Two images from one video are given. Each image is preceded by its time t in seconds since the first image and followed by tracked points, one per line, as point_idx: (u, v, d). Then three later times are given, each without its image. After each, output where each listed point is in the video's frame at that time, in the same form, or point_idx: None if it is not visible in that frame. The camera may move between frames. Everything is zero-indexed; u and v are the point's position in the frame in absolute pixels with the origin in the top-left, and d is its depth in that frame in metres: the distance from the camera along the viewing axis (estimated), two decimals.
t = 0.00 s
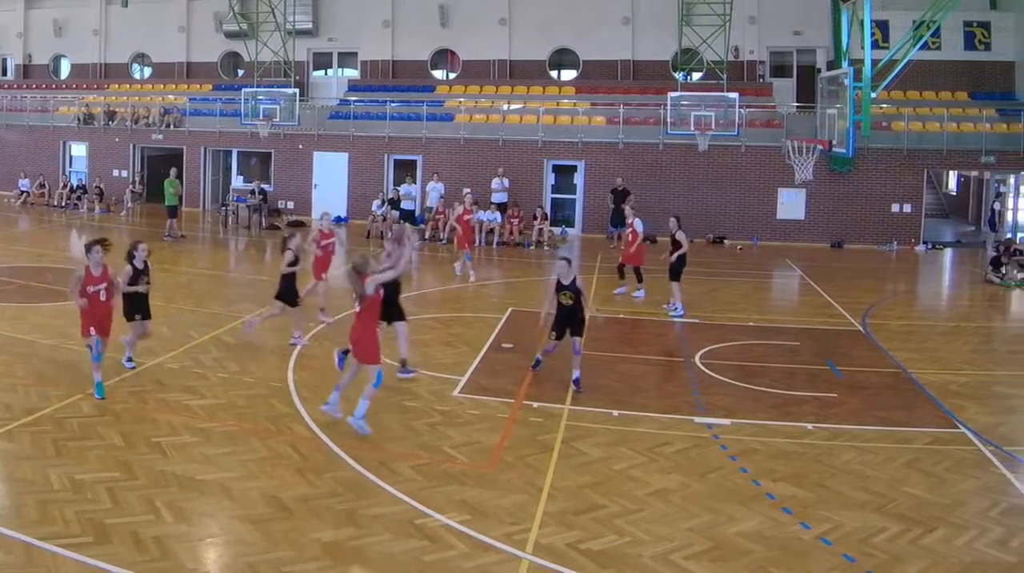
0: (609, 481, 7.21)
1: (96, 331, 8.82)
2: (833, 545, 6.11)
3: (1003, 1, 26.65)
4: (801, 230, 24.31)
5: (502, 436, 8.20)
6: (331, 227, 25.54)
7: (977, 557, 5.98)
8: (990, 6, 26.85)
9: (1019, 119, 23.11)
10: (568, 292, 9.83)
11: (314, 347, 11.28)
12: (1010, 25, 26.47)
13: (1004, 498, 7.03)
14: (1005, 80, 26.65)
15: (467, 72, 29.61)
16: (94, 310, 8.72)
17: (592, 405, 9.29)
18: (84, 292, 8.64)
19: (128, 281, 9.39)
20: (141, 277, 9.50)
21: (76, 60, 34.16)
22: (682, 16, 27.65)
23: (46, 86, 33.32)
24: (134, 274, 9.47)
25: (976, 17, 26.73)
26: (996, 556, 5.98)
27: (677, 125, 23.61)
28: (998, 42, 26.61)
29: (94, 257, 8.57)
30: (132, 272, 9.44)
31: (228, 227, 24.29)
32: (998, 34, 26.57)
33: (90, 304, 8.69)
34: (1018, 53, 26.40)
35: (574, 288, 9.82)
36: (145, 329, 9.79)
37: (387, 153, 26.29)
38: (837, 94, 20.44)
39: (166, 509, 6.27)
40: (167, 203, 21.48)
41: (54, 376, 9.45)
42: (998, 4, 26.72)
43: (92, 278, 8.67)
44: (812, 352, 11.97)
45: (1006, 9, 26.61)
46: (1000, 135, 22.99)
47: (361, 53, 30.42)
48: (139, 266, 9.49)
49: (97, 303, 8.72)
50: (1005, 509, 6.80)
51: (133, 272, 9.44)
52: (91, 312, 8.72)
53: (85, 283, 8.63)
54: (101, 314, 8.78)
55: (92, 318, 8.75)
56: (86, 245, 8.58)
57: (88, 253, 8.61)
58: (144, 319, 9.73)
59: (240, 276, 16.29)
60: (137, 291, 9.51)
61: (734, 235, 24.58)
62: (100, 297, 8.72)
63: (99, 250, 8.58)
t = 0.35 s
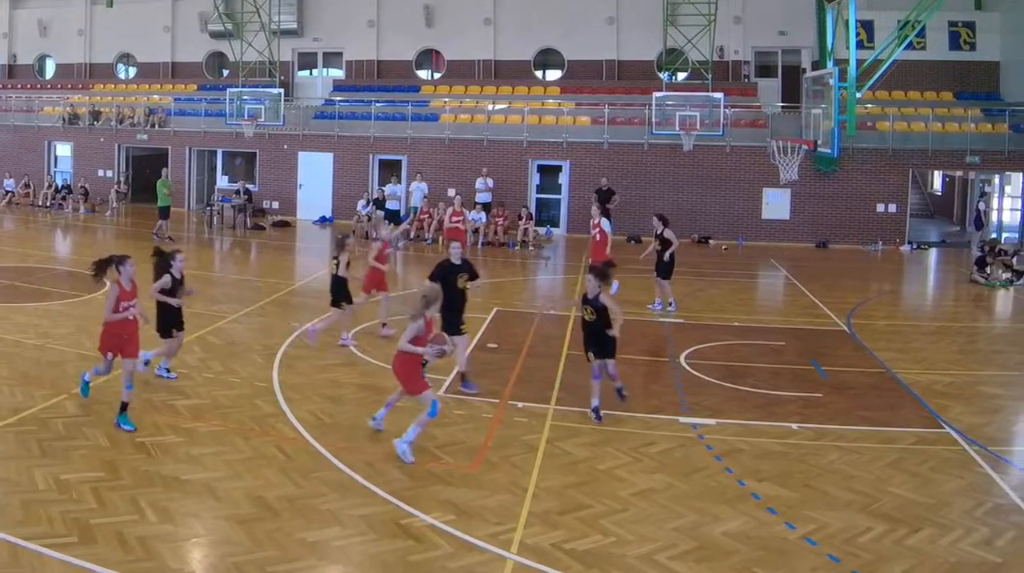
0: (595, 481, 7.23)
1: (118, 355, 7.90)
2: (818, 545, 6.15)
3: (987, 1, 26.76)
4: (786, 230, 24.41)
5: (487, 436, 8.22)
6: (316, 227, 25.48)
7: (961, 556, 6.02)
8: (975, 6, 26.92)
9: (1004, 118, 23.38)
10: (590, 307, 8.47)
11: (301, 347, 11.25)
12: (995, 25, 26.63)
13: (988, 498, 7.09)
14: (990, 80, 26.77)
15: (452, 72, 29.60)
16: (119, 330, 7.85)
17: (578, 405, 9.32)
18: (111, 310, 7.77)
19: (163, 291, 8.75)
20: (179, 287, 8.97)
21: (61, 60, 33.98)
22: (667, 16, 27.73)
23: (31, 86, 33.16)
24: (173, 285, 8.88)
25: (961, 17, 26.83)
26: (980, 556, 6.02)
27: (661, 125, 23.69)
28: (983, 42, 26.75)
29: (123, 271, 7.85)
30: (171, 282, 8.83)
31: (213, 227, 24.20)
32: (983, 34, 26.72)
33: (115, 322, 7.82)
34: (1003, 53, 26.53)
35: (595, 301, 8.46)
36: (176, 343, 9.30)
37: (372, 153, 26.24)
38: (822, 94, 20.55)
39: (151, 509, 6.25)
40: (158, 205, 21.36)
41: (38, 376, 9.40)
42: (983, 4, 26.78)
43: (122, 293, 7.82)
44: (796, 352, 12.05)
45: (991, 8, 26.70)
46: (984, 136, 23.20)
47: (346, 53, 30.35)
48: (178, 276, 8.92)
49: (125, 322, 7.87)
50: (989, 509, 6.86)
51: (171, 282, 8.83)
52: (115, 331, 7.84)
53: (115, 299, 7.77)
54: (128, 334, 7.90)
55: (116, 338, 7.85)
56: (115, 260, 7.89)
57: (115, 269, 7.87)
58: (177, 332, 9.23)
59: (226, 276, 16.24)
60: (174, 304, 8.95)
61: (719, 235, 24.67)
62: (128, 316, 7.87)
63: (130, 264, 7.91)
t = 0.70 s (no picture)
0: (581, 480, 7.26)
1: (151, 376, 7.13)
2: (804, 545, 6.19)
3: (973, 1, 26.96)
4: (772, 230, 24.51)
5: (473, 436, 8.24)
6: (303, 227, 25.42)
7: (948, 556, 6.07)
8: (962, 6, 27.10)
9: (990, 118, 23.42)
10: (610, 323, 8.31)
11: (287, 347, 11.25)
12: (981, 25, 26.81)
13: (973, 498, 7.15)
14: (976, 80, 26.95)
15: (438, 72, 29.59)
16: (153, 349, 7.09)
17: (564, 406, 9.34)
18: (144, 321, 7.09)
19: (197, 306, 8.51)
20: (213, 302, 8.63)
21: (46, 61, 33.81)
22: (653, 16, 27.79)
23: (16, 86, 32.99)
24: (205, 299, 8.57)
25: (948, 17, 26.99)
26: (966, 556, 6.08)
27: (648, 125, 23.76)
28: (969, 42, 26.93)
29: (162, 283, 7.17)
30: (203, 296, 8.54)
31: (199, 227, 24.11)
32: (969, 33, 26.90)
33: (148, 337, 7.08)
34: (989, 53, 26.72)
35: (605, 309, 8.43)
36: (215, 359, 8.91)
37: (358, 153, 26.21)
38: (809, 94, 20.63)
39: (137, 509, 6.24)
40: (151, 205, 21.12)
41: (24, 376, 9.35)
42: (970, 4, 26.97)
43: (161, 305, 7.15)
44: (783, 352, 12.12)
45: (978, 8, 26.88)
46: (971, 136, 23.25)
47: (332, 53, 30.30)
48: (212, 291, 8.58)
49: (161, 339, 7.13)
50: (975, 509, 6.91)
51: (203, 296, 8.55)
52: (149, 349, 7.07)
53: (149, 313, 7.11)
54: (163, 354, 7.12)
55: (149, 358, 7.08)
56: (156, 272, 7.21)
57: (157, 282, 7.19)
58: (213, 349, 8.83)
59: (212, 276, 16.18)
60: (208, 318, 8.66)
61: (705, 235, 24.76)
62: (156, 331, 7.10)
63: (172, 277, 7.22)
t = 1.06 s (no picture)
0: (568, 481, 7.29)
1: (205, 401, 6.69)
2: (790, 545, 6.23)
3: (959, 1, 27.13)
4: (758, 230, 24.63)
5: (459, 436, 8.25)
6: (289, 227, 25.37)
7: (934, 556, 6.10)
8: (948, 6, 27.28)
9: (977, 118, 23.57)
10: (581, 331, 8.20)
11: (274, 346, 11.24)
12: (966, 25, 26.96)
13: (959, 498, 7.20)
14: (962, 80, 27.07)
15: (425, 72, 29.58)
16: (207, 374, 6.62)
17: (551, 406, 9.38)
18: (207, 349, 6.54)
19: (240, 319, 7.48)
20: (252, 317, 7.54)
21: (32, 61, 33.65)
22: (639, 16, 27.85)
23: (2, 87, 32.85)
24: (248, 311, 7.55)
25: (934, 17, 27.17)
26: (951, 555, 6.12)
27: (634, 125, 23.78)
28: (955, 42, 27.10)
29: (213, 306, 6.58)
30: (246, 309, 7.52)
31: (186, 227, 24.04)
32: (955, 33, 27.07)
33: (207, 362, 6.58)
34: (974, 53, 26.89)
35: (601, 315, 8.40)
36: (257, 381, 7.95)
37: (345, 153, 26.17)
38: (796, 94, 20.66)
39: (124, 509, 6.22)
40: (142, 206, 21.07)
41: (9, 376, 9.30)
42: (956, 4, 27.14)
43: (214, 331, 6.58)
44: (769, 352, 12.19)
45: (963, 8, 27.03)
46: (958, 136, 23.39)
47: (319, 53, 30.26)
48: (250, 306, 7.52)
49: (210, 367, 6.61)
50: (961, 509, 6.96)
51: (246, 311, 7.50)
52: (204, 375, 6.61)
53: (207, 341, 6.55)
54: (219, 377, 6.64)
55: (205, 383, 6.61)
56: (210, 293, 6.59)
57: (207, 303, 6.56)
58: (255, 367, 7.88)
59: (198, 276, 16.13)
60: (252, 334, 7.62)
61: (692, 235, 24.85)
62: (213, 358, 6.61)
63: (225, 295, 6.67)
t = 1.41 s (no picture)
0: (554, 481, 7.31)
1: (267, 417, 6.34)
2: (777, 545, 6.27)
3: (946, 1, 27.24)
4: (744, 230, 24.72)
5: (444, 436, 8.26)
6: (275, 227, 25.30)
7: (920, 556, 6.15)
8: (934, 6, 27.44)
9: (963, 118, 23.75)
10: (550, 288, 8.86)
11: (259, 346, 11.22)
12: (953, 25, 27.08)
13: (946, 498, 7.26)
14: (949, 80, 27.21)
15: (412, 72, 29.55)
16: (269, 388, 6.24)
17: (535, 406, 9.39)
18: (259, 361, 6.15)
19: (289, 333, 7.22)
20: (298, 327, 7.48)
21: (18, 61, 33.46)
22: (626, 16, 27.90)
23: None
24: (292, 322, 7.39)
25: (920, 17, 27.36)
26: (938, 555, 6.16)
27: (620, 125, 23.89)
28: (941, 42, 27.25)
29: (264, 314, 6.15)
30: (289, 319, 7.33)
31: (172, 227, 23.95)
32: (941, 33, 27.21)
33: (260, 377, 6.17)
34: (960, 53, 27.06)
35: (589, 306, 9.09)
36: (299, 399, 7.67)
37: (331, 153, 26.11)
38: (782, 94, 20.76)
39: (109, 509, 6.20)
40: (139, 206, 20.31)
41: None
42: (942, 4, 27.30)
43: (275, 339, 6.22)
44: (756, 352, 12.25)
45: (950, 8, 27.19)
46: (944, 136, 23.55)
47: (305, 53, 30.19)
48: (297, 313, 7.39)
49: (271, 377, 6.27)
50: (947, 509, 7.01)
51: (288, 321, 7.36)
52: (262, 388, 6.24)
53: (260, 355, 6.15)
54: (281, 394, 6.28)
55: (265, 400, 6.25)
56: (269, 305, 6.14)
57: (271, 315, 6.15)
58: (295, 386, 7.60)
59: (184, 276, 16.07)
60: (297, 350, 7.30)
61: (678, 235, 24.93)
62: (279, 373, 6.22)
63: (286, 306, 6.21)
